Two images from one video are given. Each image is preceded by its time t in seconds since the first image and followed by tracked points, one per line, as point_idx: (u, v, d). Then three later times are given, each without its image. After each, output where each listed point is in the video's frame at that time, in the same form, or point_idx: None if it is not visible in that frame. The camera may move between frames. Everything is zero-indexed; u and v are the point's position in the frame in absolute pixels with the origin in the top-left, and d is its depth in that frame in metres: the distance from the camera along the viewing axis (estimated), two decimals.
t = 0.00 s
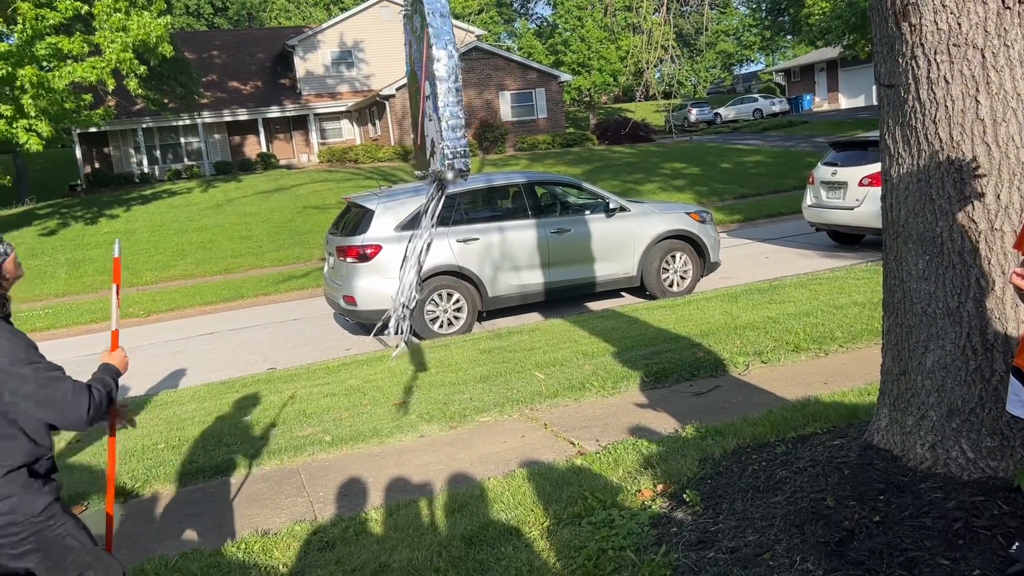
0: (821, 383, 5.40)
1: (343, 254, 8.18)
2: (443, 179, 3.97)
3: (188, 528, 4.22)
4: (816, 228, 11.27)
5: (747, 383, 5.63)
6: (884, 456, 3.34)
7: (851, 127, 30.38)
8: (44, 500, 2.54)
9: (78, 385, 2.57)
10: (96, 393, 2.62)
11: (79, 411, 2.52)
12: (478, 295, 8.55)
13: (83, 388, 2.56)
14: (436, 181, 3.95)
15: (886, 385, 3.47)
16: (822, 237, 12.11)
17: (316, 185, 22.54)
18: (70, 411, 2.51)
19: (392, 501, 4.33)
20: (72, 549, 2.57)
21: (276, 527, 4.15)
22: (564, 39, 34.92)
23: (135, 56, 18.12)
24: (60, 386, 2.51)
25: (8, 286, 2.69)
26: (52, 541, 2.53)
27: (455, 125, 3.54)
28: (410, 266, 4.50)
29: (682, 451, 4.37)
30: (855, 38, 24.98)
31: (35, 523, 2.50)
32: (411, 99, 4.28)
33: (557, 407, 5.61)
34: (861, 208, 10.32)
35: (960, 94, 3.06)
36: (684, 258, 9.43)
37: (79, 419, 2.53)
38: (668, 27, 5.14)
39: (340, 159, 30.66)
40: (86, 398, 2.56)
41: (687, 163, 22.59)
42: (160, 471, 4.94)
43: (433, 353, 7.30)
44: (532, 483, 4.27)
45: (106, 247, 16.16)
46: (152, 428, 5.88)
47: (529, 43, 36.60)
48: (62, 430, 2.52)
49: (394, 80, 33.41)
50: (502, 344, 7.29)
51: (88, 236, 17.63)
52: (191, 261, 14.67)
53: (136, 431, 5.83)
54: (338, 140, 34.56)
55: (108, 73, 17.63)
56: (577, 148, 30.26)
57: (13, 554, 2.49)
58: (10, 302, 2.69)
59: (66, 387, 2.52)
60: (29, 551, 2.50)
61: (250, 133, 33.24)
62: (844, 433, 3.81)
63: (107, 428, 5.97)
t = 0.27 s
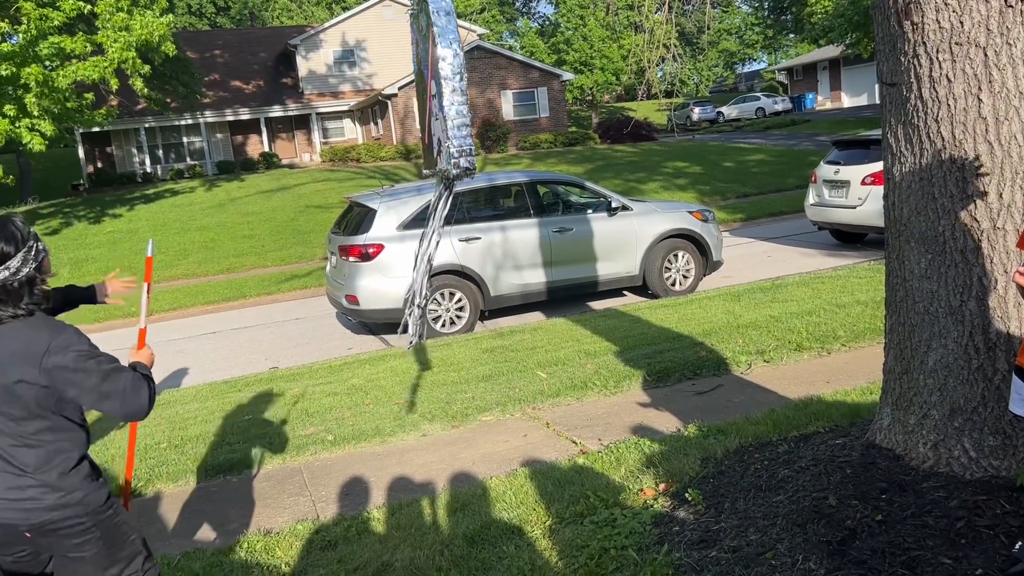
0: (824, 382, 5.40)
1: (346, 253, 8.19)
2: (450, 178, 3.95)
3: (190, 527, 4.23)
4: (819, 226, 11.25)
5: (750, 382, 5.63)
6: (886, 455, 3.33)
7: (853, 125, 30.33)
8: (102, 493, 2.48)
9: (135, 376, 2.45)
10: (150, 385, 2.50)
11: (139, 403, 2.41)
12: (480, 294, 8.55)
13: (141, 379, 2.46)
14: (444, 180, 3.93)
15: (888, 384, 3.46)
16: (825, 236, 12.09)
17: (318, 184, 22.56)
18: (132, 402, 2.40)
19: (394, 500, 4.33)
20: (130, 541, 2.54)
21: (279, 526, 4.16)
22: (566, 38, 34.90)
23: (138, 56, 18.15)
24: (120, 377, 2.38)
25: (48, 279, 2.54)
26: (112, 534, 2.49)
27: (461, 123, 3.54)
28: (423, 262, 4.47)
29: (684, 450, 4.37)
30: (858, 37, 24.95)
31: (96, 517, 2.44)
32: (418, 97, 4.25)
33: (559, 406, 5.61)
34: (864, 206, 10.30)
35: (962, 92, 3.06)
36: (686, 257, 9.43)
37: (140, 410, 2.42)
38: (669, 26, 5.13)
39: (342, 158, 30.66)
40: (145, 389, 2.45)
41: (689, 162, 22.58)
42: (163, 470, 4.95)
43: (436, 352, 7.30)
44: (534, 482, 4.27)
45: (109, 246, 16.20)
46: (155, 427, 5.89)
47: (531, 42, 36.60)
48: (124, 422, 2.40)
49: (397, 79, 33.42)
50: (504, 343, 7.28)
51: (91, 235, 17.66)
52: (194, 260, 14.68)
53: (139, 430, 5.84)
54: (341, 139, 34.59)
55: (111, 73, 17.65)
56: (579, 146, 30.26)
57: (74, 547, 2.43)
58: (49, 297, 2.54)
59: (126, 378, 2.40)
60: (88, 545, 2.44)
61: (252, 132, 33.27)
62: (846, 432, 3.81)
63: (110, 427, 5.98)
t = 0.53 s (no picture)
0: (822, 380, 5.41)
1: (345, 253, 8.20)
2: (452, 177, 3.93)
3: (192, 527, 4.24)
4: (818, 224, 11.26)
5: (749, 381, 5.63)
6: (886, 453, 3.33)
7: (852, 123, 30.34)
8: (143, 477, 2.76)
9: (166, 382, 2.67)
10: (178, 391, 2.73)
11: (164, 410, 2.63)
12: (480, 293, 8.55)
13: (170, 388, 2.66)
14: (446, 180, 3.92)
15: (887, 382, 3.46)
16: (824, 234, 12.10)
17: (318, 185, 22.57)
18: (158, 408, 2.62)
19: (393, 500, 4.34)
20: (160, 525, 2.82)
21: (279, 526, 4.18)
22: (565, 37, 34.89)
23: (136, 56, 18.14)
24: (153, 381, 2.60)
25: (98, 263, 2.75)
26: (148, 517, 2.77)
27: (462, 123, 3.54)
28: (428, 260, 4.46)
29: (684, 448, 4.37)
30: (857, 35, 24.96)
31: (135, 500, 2.72)
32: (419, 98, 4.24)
33: (559, 405, 5.61)
34: (863, 204, 10.31)
35: (960, 90, 3.06)
36: (686, 255, 9.43)
37: (161, 418, 2.62)
38: (669, 24, 5.12)
39: (342, 158, 30.65)
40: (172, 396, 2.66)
41: (688, 161, 22.58)
42: (162, 471, 4.95)
43: (436, 351, 7.31)
44: (534, 481, 4.27)
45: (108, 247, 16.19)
46: (154, 428, 5.88)
47: (530, 42, 36.62)
48: (148, 422, 2.61)
49: (395, 79, 33.42)
50: (504, 342, 7.29)
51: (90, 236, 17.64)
52: (194, 261, 14.68)
53: (139, 432, 5.84)
54: (340, 139, 34.60)
55: (110, 73, 17.65)
56: (578, 145, 30.26)
57: (114, 528, 2.72)
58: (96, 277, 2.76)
59: (157, 383, 2.61)
60: (127, 526, 2.72)
61: (251, 132, 33.27)
62: (846, 430, 3.81)
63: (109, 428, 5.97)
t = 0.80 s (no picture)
0: (820, 378, 5.41)
1: (342, 253, 8.19)
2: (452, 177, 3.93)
3: (192, 528, 4.24)
4: (815, 222, 11.26)
5: (747, 379, 5.64)
6: (883, 450, 3.33)
7: (849, 121, 30.37)
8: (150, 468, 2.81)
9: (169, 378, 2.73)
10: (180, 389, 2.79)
11: (164, 405, 2.68)
12: (478, 293, 8.55)
13: (170, 388, 2.72)
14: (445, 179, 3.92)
15: (885, 380, 3.47)
16: (821, 232, 12.11)
17: (315, 185, 22.56)
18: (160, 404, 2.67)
19: (392, 500, 4.34)
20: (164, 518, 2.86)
21: (278, 526, 4.17)
22: (561, 35, 34.88)
23: (133, 57, 18.11)
24: (157, 375, 2.67)
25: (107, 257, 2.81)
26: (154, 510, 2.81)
27: (461, 123, 3.54)
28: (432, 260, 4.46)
29: (682, 447, 4.37)
30: (853, 34, 24.98)
31: (143, 490, 2.76)
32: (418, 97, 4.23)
33: (557, 404, 5.61)
34: (860, 202, 10.32)
35: (956, 87, 3.06)
36: (684, 254, 9.43)
37: (161, 413, 2.68)
38: (665, 23, 5.13)
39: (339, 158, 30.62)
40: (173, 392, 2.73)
41: (685, 159, 22.60)
42: (161, 473, 4.94)
43: (434, 351, 7.30)
44: (532, 480, 4.27)
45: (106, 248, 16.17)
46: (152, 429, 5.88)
47: (526, 41, 36.62)
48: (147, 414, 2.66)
49: (392, 79, 33.40)
50: (502, 342, 7.29)
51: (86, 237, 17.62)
52: (191, 262, 14.67)
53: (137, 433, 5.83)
54: (337, 139, 34.59)
55: (107, 74, 17.62)
56: (575, 145, 30.25)
57: (123, 518, 2.75)
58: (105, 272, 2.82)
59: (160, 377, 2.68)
60: (136, 516, 2.76)
61: (248, 133, 33.24)
62: (844, 428, 3.81)
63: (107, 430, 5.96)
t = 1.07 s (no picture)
0: (818, 376, 5.42)
1: (340, 254, 8.19)
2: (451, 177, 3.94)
3: (190, 530, 4.24)
4: (813, 221, 11.27)
5: (745, 377, 5.64)
6: (882, 448, 3.34)
7: (846, 119, 30.42)
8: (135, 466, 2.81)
9: (137, 384, 2.73)
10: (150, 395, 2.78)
11: (131, 409, 2.69)
12: (476, 293, 8.55)
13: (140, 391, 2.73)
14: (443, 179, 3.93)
15: (882, 378, 3.47)
16: (819, 230, 12.12)
17: (312, 185, 22.55)
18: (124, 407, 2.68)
19: (391, 501, 4.34)
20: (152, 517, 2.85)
21: (275, 527, 4.17)
22: (558, 35, 34.89)
23: (129, 58, 18.09)
24: (122, 381, 2.67)
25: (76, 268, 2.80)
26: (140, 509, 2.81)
27: (459, 124, 3.54)
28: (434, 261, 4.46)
29: (681, 446, 4.38)
30: (850, 32, 25.02)
31: (126, 489, 2.76)
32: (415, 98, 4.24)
33: (555, 403, 5.61)
34: (857, 200, 10.33)
35: (952, 86, 3.07)
36: (681, 253, 9.44)
37: (128, 416, 2.69)
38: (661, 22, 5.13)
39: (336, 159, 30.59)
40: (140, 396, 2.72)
41: (683, 158, 22.62)
42: (159, 474, 4.93)
43: (433, 352, 7.30)
44: (531, 480, 4.28)
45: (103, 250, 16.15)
46: (150, 431, 5.87)
47: (523, 40, 36.63)
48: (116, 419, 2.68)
49: (389, 79, 33.40)
50: (500, 341, 7.30)
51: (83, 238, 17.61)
52: (189, 263, 14.66)
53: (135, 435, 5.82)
54: (334, 140, 34.57)
55: (103, 75, 17.60)
56: (573, 144, 30.27)
57: (109, 516, 2.76)
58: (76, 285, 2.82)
59: (126, 381, 2.68)
60: (119, 515, 2.76)
61: (245, 133, 33.22)
62: (842, 426, 3.82)
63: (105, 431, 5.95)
